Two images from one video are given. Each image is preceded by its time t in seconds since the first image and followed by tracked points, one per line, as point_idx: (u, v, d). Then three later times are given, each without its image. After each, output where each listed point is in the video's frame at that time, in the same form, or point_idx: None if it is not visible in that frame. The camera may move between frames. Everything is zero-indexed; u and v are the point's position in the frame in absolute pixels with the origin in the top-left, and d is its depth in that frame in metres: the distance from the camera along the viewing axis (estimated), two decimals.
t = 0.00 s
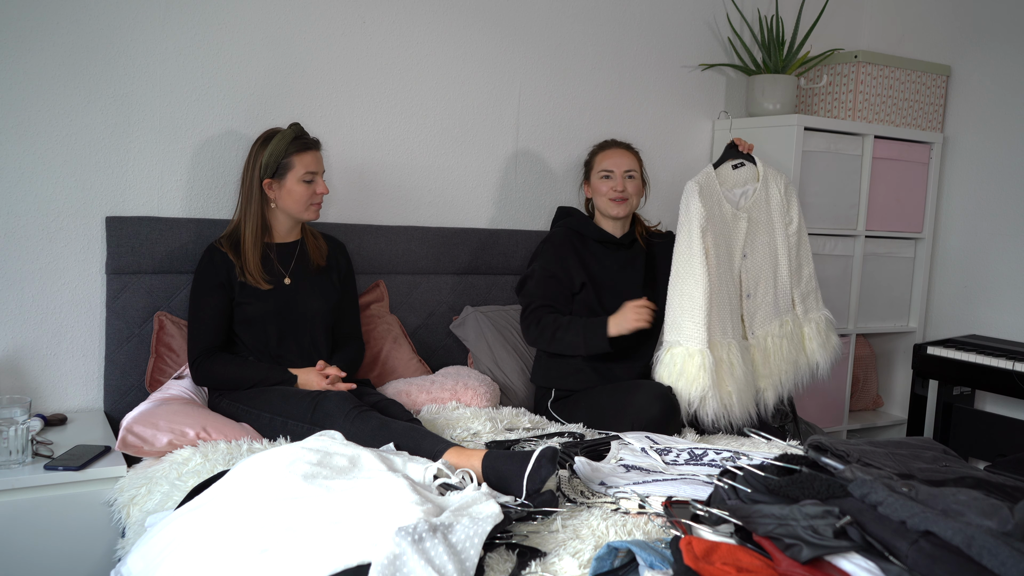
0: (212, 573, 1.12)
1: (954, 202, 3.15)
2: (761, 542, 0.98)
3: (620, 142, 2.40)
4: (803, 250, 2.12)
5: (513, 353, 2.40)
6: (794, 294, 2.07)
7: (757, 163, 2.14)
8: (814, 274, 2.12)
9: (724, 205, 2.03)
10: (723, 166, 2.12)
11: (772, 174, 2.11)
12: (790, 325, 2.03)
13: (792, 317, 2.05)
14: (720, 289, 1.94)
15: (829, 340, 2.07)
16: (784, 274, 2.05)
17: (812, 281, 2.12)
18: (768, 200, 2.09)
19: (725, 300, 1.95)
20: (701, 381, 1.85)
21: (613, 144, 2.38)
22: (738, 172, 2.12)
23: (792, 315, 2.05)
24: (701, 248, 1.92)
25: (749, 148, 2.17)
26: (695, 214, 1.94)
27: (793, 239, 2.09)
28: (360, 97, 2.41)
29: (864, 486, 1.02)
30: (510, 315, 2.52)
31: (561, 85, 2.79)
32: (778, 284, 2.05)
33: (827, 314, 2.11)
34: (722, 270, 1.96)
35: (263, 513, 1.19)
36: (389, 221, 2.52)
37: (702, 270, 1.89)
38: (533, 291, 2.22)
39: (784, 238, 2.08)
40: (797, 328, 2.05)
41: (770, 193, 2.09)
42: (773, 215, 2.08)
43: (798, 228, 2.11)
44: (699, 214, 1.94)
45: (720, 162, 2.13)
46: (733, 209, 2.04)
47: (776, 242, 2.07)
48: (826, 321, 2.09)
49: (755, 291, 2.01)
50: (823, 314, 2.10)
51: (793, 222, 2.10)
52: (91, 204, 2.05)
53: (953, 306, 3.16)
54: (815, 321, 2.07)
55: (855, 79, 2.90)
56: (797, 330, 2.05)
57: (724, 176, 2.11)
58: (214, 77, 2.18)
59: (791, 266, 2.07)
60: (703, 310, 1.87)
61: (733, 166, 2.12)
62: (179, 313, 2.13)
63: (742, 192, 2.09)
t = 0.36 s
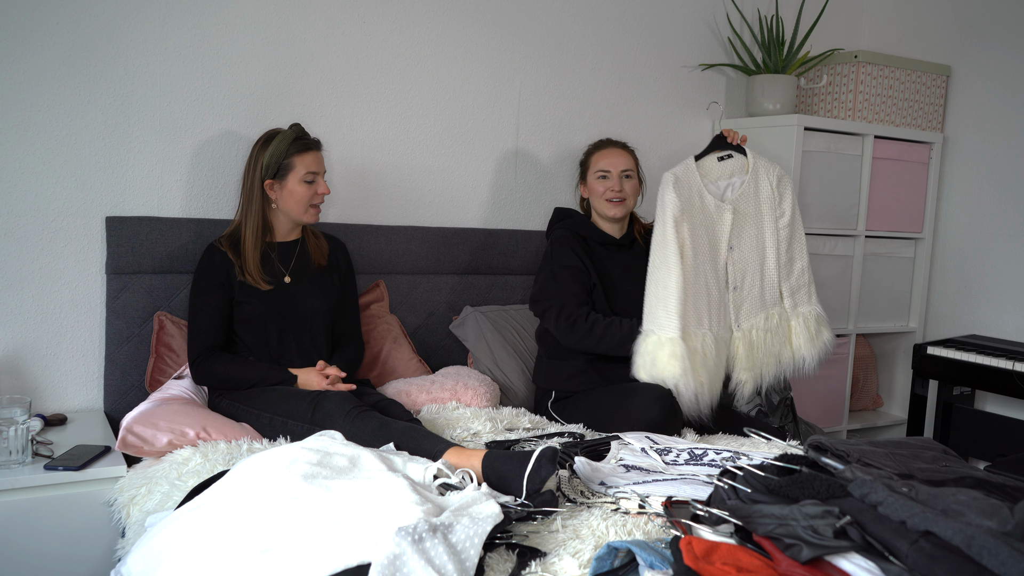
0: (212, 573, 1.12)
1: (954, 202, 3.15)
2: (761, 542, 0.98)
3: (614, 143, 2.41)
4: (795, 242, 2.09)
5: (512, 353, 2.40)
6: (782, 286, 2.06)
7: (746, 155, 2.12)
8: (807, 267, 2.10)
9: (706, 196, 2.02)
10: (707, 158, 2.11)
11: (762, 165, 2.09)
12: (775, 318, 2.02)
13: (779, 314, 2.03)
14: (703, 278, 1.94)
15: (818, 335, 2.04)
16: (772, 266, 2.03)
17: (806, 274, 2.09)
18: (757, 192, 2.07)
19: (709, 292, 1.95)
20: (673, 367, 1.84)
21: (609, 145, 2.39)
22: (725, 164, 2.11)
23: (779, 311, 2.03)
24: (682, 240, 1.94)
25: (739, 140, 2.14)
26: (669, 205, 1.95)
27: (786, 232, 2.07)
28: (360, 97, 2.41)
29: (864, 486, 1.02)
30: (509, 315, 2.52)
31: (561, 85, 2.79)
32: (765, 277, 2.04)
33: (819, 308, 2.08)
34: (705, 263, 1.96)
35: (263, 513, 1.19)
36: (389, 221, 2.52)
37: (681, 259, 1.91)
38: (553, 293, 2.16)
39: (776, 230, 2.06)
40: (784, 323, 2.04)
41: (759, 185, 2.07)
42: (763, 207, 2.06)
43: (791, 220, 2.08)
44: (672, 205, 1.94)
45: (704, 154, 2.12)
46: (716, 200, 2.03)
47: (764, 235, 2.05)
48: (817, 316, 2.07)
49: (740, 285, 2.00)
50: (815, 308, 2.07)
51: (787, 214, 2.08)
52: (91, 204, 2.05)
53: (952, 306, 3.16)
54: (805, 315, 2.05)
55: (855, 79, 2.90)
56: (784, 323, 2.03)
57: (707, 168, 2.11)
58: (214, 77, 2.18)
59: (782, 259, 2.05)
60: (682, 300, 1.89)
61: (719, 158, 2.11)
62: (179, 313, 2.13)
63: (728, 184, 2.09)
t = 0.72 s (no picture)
0: (212, 573, 1.12)
1: (954, 202, 3.15)
2: (761, 542, 0.98)
3: (609, 142, 2.41)
4: (785, 246, 2.07)
5: (512, 353, 2.40)
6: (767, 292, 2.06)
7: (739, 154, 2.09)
8: (796, 277, 2.07)
9: (689, 180, 2.00)
10: (696, 148, 2.07)
11: (755, 164, 2.07)
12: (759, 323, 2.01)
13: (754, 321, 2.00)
14: (687, 242, 1.87)
15: (802, 350, 2.00)
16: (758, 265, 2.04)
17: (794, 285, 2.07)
18: (748, 189, 2.05)
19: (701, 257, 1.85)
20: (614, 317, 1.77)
21: (604, 145, 2.38)
22: (714, 157, 2.07)
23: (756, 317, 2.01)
24: (664, 212, 1.91)
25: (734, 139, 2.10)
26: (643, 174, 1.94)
27: (778, 236, 2.05)
28: (360, 97, 2.41)
29: (864, 486, 1.02)
30: (508, 316, 2.52)
31: (561, 85, 2.79)
32: (751, 278, 2.04)
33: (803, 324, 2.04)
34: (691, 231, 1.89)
35: (263, 513, 1.19)
36: (389, 221, 2.52)
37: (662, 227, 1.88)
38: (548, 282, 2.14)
39: (768, 233, 2.04)
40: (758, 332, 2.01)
41: (751, 183, 2.05)
42: (753, 207, 2.04)
43: (785, 224, 2.05)
44: (644, 174, 1.93)
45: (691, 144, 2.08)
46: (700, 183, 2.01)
47: (754, 231, 2.04)
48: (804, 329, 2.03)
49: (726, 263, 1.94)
50: (802, 320, 2.04)
51: (780, 217, 2.05)
52: (92, 204, 2.05)
53: (952, 306, 3.16)
54: (787, 326, 2.02)
55: (855, 79, 2.90)
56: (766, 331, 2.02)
57: (692, 157, 2.07)
58: (213, 78, 2.18)
59: (768, 263, 2.05)
60: (656, 257, 1.84)
61: (710, 150, 2.07)
62: (179, 313, 2.13)
63: (713, 175, 2.05)
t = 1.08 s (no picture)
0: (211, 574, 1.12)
1: (954, 202, 3.15)
2: (761, 542, 0.98)
3: (619, 145, 2.38)
4: (768, 357, 1.72)
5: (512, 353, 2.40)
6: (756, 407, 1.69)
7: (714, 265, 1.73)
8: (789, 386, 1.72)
9: (659, 276, 1.67)
10: (666, 253, 1.74)
11: (730, 274, 1.72)
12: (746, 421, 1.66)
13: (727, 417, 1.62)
14: (642, 333, 1.59)
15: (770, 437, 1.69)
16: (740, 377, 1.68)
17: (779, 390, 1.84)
18: (722, 300, 1.71)
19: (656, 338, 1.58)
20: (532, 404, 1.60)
21: (613, 149, 2.36)
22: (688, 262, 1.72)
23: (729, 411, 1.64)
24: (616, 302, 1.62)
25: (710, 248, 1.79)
26: (599, 278, 1.65)
27: (760, 343, 1.70)
28: (360, 97, 2.41)
29: (864, 486, 1.02)
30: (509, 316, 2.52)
31: (562, 85, 2.79)
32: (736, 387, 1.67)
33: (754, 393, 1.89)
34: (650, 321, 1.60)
35: (263, 513, 1.19)
36: (390, 221, 2.52)
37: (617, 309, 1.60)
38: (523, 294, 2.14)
39: (751, 340, 1.69)
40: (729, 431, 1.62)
41: (725, 290, 1.71)
42: (729, 314, 1.70)
43: (766, 331, 1.71)
44: (598, 284, 1.64)
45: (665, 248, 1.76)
46: (669, 280, 1.67)
47: (733, 341, 1.69)
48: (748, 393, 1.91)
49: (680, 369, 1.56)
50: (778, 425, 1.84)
51: (761, 326, 1.70)
52: (91, 204, 2.05)
53: (952, 306, 3.16)
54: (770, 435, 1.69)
55: (855, 79, 2.90)
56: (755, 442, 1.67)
57: (664, 262, 1.73)
58: (213, 78, 2.18)
59: (754, 374, 1.69)
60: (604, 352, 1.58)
61: (683, 255, 1.75)
62: (179, 314, 2.13)
63: (687, 275, 1.69)
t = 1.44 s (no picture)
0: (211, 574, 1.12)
1: (954, 202, 3.15)
2: (761, 542, 0.98)
3: (637, 153, 2.27)
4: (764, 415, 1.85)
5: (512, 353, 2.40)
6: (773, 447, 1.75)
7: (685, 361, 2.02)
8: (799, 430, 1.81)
9: (631, 361, 1.95)
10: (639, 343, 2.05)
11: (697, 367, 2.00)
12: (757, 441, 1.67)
13: (730, 413, 1.65)
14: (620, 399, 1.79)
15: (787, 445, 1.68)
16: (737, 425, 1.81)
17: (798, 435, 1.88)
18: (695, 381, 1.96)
19: (640, 393, 1.76)
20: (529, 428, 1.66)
21: (629, 157, 2.25)
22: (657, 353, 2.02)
23: (730, 411, 1.65)
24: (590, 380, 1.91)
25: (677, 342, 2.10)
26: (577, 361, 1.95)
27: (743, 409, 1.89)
28: (360, 97, 2.41)
29: (864, 486, 1.02)
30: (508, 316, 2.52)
31: (562, 85, 2.79)
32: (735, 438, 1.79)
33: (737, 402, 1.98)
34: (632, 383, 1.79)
35: (263, 513, 1.19)
36: (390, 221, 2.52)
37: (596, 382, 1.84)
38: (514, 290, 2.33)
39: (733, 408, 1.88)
40: (734, 434, 1.64)
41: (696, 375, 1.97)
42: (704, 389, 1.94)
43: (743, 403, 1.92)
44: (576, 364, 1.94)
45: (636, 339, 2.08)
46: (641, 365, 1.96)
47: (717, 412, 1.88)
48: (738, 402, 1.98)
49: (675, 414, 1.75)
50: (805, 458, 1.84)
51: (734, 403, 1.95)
52: (92, 205, 2.05)
53: (953, 306, 3.16)
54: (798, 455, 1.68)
55: (855, 79, 2.90)
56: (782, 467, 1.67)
57: (638, 348, 2.02)
58: (213, 78, 2.18)
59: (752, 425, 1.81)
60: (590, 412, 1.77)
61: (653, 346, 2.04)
62: (179, 314, 2.13)
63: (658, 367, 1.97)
